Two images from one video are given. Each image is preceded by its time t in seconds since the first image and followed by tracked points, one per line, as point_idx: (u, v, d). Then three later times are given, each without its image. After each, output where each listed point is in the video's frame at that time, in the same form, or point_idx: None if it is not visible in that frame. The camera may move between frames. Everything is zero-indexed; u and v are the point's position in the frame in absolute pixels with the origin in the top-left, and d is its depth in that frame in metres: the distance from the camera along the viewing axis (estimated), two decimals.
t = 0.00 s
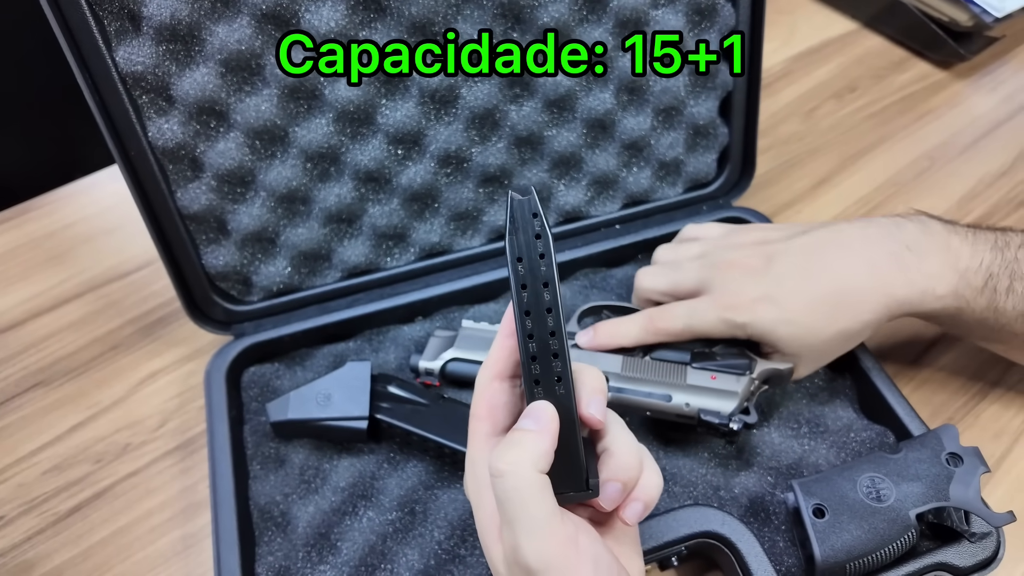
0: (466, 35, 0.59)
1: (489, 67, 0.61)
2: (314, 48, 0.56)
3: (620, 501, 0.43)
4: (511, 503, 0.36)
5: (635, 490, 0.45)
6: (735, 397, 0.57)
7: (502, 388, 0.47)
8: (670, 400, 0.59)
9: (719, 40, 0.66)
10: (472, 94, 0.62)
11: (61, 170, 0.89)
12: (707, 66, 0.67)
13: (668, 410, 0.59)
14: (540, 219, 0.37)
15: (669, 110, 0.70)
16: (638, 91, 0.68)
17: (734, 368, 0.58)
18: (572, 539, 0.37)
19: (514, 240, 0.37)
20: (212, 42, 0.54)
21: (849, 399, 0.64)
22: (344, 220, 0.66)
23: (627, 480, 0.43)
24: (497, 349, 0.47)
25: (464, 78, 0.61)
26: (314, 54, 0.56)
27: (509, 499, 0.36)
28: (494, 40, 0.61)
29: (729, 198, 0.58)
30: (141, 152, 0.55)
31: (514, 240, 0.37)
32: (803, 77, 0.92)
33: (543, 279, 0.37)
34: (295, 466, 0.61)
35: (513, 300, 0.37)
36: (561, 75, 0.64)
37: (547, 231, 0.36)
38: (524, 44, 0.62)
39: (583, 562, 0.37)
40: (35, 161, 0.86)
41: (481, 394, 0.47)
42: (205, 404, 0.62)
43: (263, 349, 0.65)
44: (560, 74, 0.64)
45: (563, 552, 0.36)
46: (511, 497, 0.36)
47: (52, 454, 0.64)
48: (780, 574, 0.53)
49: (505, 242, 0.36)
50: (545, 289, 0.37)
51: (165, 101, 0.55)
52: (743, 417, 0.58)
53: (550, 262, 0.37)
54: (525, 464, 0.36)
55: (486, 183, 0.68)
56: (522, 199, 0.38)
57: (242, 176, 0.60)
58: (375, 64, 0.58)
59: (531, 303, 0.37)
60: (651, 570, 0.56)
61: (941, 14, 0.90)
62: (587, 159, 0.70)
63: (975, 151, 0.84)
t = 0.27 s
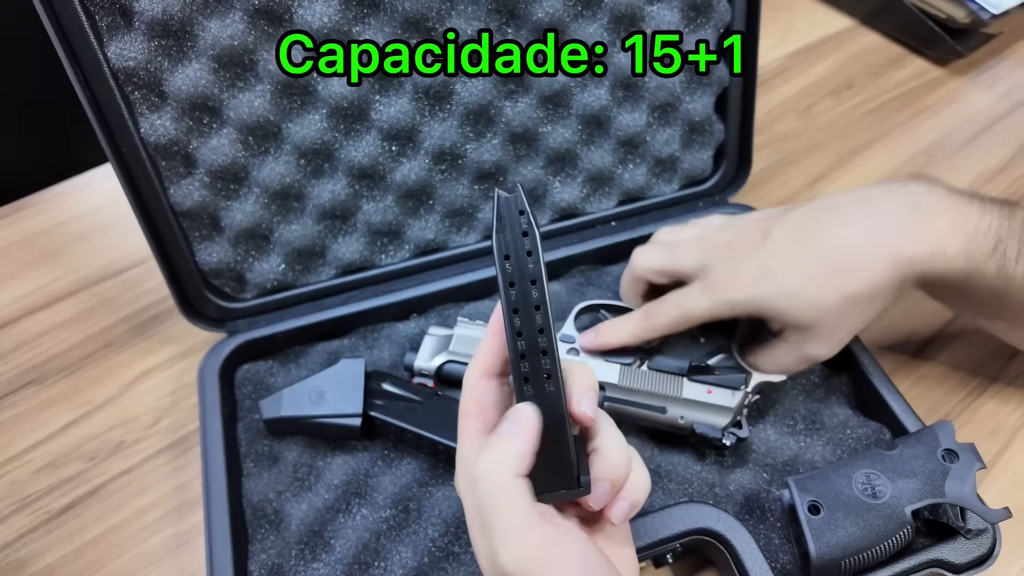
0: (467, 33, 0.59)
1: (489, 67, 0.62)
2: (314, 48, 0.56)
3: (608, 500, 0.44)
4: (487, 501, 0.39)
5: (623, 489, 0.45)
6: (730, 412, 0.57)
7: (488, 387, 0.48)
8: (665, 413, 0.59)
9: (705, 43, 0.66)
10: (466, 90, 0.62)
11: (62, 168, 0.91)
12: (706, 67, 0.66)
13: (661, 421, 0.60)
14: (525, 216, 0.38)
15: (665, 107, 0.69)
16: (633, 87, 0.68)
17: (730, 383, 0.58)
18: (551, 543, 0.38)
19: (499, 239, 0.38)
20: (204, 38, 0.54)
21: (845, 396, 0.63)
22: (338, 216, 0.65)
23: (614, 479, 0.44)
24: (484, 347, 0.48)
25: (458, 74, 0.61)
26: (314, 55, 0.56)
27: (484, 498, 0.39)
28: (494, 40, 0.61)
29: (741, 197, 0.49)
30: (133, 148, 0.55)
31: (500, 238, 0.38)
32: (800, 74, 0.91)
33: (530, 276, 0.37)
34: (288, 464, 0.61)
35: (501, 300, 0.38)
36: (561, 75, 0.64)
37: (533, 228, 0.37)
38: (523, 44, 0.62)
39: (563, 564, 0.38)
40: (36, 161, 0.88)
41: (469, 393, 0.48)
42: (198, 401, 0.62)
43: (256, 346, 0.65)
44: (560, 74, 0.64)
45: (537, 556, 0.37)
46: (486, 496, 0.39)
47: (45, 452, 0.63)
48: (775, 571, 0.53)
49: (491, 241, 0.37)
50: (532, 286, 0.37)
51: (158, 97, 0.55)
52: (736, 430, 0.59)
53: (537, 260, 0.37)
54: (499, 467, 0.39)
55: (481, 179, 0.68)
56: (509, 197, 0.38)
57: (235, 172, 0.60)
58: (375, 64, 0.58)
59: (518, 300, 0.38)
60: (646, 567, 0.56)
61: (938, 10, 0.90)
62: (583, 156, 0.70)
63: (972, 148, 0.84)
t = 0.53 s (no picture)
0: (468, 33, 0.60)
1: (489, 67, 0.61)
2: (314, 48, 0.56)
3: (606, 490, 0.43)
4: (452, 517, 0.40)
5: (621, 479, 0.45)
6: (725, 404, 0.57)
7: (486, 375, 0.48)
8: (660, 406, 0.58)
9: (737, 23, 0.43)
10: (460, 86, 0.62)
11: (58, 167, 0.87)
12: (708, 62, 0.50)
13: (657, 414, 0.59)
14: (518, 202, 0.38)
15: (660, 99, 0.69)
16: (629, 79, 0.67)
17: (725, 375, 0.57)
18: (523, 545, 0.39)
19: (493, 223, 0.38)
20: (196, 29, 0.53)
21: (842, 388, 0.63)
22: (332, 209, 0.65)
23: (611, 469, 0.43)
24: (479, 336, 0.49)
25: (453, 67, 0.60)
26: (314, 55, 0.56)
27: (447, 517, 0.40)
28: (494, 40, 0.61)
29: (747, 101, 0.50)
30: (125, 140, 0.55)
31: (493, 224, 0.38)
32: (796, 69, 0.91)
33: (524, 262, 0.37)
34: (281, 457, 0.60)
35: (495, 286, 0.37)
36: (561, 75, 0.64)
37: (526, 213, 0.38)
38: (523, 44, 0.62)
39: (543, 565, 0.38)
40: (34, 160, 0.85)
41: (466, 381, 0.48)
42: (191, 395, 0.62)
43: (250, 340, 0.65)
44: (560, 74, 0.64)
45: (511, 560, 0.38)
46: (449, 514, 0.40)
47: (37, 446, 0.63)
48: (771, 563, 0.53)
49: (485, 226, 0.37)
50: (526, 273, 0.37)
51: (149, 88, 0.55)
52: (732, 423, 0.58)
53: (531, 246, 0.37)
54: (458, 482, 0.40)
55: (476, 172, 0.68)
56: (501, 183, 0.39)
57: (228, 164, 0.60)
58: (375, 65, 0.58)
59: (512, 287, 0.37)
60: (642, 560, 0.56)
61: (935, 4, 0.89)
62: (578, 148, 0.70)
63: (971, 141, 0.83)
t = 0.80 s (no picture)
0: (473, 35, 0.61)
1: (489, 67, 0.62)
2: (314, 48, 0.57)
3: (591, 472, 0.43)
4: (434, 505, 0.39)
5: (607, 460, 0.45)
6: (718, 391, 0.56)
7: (469, 361, 0.48)
8: (653, 392, 0.58)
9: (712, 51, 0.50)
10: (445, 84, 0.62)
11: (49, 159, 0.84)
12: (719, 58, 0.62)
13: (649, 401, 0.59)
14: (495, 185, 0.39)
15: (654, 87, 0.68)
16: (622, 66, 0.67)
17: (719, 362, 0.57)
18: (508, 530, 0.39)
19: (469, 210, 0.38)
20: (185, 14, 0.53)
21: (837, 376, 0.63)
22: (323, 197, 0.65)
23: (597, 450, 0.43)
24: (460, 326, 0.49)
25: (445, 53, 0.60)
26: (314, 55, 0.57)
27: (428, 505, 0.40)
28: (495, 41, 0.62)
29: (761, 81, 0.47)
30: (115, 126, 0.54)
31: (471, 209, 0.38)
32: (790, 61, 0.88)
33: (503, 246, 0.38)
34: (272, 446, 0.61)
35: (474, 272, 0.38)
36: (561, 75, 0.65)
37: (503, 197, 0.38)
38: (524, 44, 0.62)
39: (528, 549, 0.38)
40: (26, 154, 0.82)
41: (448, 366, 0.48)
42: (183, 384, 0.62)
43: (241, 328, 0.65)
44: (560, 74, 0.65)
45: (496, 544, 0.38)
46: (430, 502, 0.40)
47: (27, 436, 0.63)
48: (765, 550, 0.53)
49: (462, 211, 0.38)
50: (505, 256, 0.38)
51: (139, 74, 0.54)
52: (724, 410, 0.58)
53: (509, 229, 0.38)
54: (440, 469, 0.40)
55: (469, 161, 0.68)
56: (477, 167, 0.39)
57: (218, 152, 0.59)
58: (374, 65, 0.58)
59: (492, 271, 0.38)
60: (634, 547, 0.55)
61: None
62: (572, 137, 0.69)
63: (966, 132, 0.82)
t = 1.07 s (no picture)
0: (468, 35, 0.61)
1: (490, 67, 0.63)
2: (315, 48, 0.57)
3: (577, 459, 0.46)
4: (415, 500, 0.39)
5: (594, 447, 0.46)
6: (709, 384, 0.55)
7: (453, 353, 0.49)
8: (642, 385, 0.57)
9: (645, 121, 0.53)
10: (423, 91, 0.62)
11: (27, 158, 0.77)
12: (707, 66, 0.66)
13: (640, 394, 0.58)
14: (478, 175, 0.39)
15: (644, 80, 0.68)
16: (612, 59, 0.66)
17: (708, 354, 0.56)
18: (491, 522, 0.38)
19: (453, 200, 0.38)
20: (173, 6, 0.53)
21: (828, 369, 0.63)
22: (313, 190, 0.65)
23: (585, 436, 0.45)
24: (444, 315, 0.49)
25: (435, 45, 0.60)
26: (314, 55, 0.57)
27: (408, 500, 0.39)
28: (498, 40, 0.62)
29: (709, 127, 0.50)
30: (102, 119, 0.54)
31: (455, 199, 0.38)
32: (783, 56, 0.87)
33: (488, 236, 0.38)
34: (262, 440, 0.61)
35: (459, 262, 0.38)
36: (561, 75, 0.65)
37: (487, 186, 0.38)
38: (524, 44, 0.63)
39: (513, 539, 0.38)
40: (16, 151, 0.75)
41: (433, 359, 0.49)
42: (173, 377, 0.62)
43: (231, 322, 0.65)
44: (560, 74, 0.65)
45: (480, 536, 0.38)
46: (410, 497, 0.39)
47: (16, 432, 0.62)
48: (755, 542, 0.53)
49: (445, 202, 0.37)
50: (491, 246, 0.38)
51: (126, 66, 0.54)
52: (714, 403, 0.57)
53: (494, 219, 0.38)
54: (419, 463, 0.39)
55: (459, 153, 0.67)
56: (461, 158, 0.39)
57: (207, 145, 0.59)
58: (375, 65, 0.59)
59: (478, 261, 0.37)
60: (623, 539, 0.56)
61: None
62: (563, 130, 0.69)
63: (958, 125, 0.81)
